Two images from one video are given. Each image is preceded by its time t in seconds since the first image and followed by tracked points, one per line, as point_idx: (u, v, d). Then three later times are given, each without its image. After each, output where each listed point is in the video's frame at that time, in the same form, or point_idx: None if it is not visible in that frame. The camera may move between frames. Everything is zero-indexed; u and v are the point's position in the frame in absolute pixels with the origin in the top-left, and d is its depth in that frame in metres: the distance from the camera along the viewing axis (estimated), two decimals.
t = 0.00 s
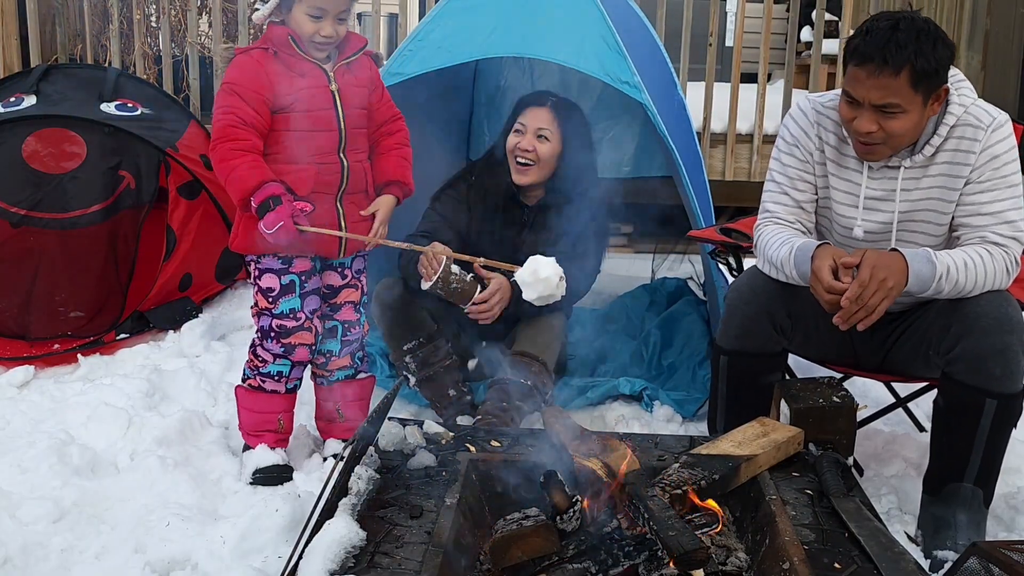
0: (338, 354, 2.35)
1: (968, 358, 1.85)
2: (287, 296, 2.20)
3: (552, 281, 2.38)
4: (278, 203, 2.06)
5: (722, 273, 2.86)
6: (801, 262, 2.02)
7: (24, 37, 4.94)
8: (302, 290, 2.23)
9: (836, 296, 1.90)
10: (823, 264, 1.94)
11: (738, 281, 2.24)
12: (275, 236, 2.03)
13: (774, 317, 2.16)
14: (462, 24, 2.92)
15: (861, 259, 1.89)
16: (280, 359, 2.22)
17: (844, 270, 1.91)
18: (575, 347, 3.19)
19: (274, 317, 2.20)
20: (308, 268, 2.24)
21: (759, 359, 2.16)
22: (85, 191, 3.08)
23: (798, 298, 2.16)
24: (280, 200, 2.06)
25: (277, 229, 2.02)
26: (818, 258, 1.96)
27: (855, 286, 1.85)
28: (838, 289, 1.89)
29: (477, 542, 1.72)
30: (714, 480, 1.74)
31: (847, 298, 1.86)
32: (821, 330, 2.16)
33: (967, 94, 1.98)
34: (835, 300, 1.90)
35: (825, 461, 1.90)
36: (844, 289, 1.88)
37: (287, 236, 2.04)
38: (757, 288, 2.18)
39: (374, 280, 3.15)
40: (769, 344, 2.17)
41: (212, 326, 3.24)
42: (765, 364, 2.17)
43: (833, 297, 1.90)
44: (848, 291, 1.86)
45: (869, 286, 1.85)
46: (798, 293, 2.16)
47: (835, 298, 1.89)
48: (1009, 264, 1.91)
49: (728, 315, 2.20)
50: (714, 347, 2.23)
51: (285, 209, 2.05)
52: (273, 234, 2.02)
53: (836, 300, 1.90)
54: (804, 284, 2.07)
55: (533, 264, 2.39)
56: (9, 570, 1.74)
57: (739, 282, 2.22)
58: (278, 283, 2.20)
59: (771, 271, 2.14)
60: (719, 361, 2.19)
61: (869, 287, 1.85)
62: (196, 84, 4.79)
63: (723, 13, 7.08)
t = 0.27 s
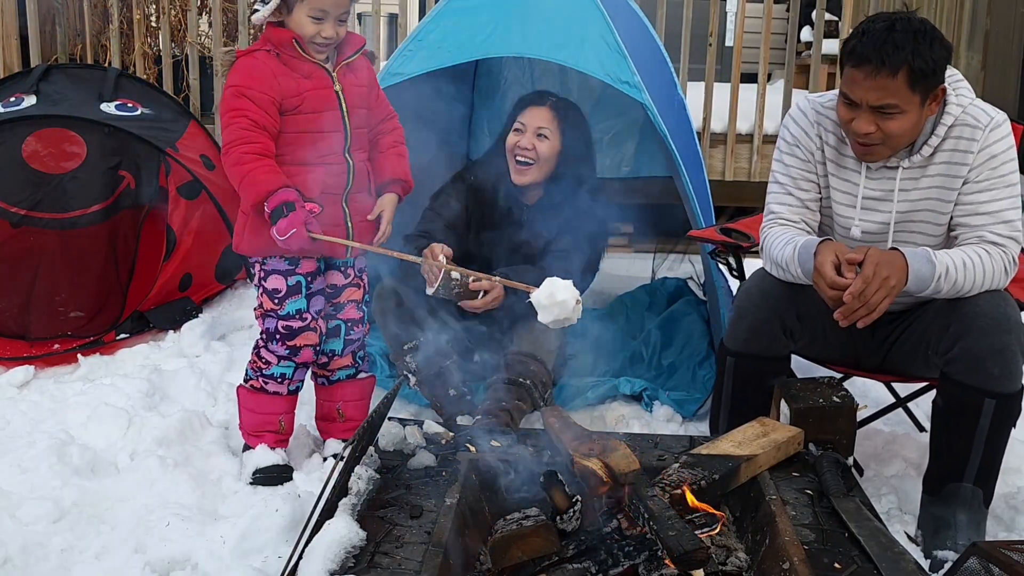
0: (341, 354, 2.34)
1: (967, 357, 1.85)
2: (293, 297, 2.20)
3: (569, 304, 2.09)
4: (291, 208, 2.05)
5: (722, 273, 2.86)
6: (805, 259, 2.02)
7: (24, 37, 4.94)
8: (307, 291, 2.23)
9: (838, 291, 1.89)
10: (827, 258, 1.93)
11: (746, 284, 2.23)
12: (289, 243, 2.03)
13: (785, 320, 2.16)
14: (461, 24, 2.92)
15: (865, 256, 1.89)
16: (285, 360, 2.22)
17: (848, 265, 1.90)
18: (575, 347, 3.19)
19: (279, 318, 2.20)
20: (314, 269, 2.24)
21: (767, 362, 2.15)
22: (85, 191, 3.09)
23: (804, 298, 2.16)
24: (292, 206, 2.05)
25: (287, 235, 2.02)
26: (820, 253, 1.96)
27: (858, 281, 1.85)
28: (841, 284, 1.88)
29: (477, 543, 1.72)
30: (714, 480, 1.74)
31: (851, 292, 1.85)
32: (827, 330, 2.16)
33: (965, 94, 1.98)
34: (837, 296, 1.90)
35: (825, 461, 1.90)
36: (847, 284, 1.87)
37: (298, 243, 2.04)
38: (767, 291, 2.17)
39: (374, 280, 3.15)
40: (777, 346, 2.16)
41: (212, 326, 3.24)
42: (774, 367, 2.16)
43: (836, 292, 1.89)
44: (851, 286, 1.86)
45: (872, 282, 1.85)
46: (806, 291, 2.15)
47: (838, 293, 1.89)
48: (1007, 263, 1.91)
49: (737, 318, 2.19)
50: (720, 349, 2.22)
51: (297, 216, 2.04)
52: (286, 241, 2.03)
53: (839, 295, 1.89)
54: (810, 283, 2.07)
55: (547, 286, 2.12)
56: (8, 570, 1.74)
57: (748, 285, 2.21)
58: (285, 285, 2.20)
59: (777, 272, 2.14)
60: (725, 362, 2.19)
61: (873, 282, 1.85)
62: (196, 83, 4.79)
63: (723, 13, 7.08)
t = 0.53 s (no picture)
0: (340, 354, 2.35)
1: (967, 357, 1.85)
2: (293, 297, 2.20)
3: (572, 323, 2.12)
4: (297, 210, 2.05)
5: (722, 274, 2.86)
6: (806, 258, 2.02)
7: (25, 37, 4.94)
8: (308, 291, 2.23)
9: (839, 291, 1.89)
10: (828, 258, 1.93)
11: (748, 287, 2.24)
12: (296, 246, 2.04)
13: (787, 322, 2.16)
14: (461, 25, 2.92)
15: (866, 256, 1.89)
16: (286, 360, 2.22)
17: (849, 265, 1.90)
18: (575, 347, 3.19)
19: (279, 318, 2.20)
20: (314, 269, 2.23)
21: (767, 362, 2.15)
22: (85, 191, 3.08)
23: (806, 298, 2.16)
24: (298, 209, 2.05)
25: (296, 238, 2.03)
26: (821, 253, 1.96)
27: (860, 280, 1.85)
28: (842, 283, 1.88)
29: (477, 543, 1.72)
30: (714, 480, 1.74)
31: (852, 292, 1.85)
32: (828, 330, 2.16)
33: (964, 94, 1.98)
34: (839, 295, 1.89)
35: (825, 461, 1.90)
36: (849, 284, 1.87)
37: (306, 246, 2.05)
38: (769, 292, 2.17)
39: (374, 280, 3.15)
40: (778, 348, 2.15)
41: (212, 326, 3.24)
42: (775, 367, 2.15)
43: (837, 292, 1.89)
44: (853, 286, 1.85)
45: (873, 281, 1.85)
46: (807, 291, 2.15)
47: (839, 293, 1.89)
48: (1007, 263, 1.92)
49: (739, 318, 2.18)
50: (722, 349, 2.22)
51: (305, 220, 2.04)
52: (291, 244, 2.04)
53: (840, 295, 1.89)
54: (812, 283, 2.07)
55: (552, 306, 2.14)
56: (9, 570, 1.74)
57: (749, 286, 2.21)
58: (285, 285, 2.19)
59: (779, 273, 2.14)
60: (726, 363, 2.19)
61: (874, 281, 1.85)
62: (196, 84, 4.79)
63: (723, 13, 7.08)
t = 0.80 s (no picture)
0: (341, 354, 2.35)
1: (967, 357, 1.85)
2: (294, 297, 2.20)
3: (575, 320, 2.15)
4: (297, 207, 2.05)
5: (722, 274, 2.86)
6: (807, 258, 2.02)
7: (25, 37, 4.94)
8: (308, 291, 2.23)
9: (839, 292, 1.89)
10: (829, 258, 1.93)
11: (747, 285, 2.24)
12: (295, 244, 2.03)
13: (787, 321, 2.15)
14: (461, 25, 2.92)
15: (867, 256, 1.89)
16: (286, 360, 2.22)
17: (849, 265, 1.90)
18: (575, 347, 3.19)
19: (280, 318, 2.20)
20: (314, 270, 2.24)
21: (767, 362, 2.15)
22: (85, 191, 3.08)
23: (806, 298, 2.16)
24: (298, 207, 2.05)
25: (296, 234, 2.02)
26: (822, 252, 1.95)
27: (859, 280, 1.85)
28: (842, 284, 1.88)
29: (478, 542, 1.72)
30: (714, 480, 1.74)
31: (852, 292, 1.85)
32: (829, 330, 2.16)
33: (963, 94, 1.98)
34: (839, 296, 1.89)
35: (825, 461, 1.90)
36: (848, 284, 1.87)
37: (307, 244, 2.04)
38: (769, 292, 2.17)
39: (374, 280, 3.15)
40: (779, 348, 2.15)
41: (212, 326, 3.24)
42: (775, 367, 2.15)
43: (837, 292, 1.89)
44: (853, 286, 1.85)
45: (873, 281, 1.85)
46: (808, 291, 2.16)
47: (839, 293, 1.89)
48: (1008, 263, 1.92)
49: (738, 317, 2.19)
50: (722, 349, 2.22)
51: (305, 217, 2.04)
52: (293, 242, 2.03)
53: (840, 296, 1.89)
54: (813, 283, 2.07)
55: (556, 302, 2.16)
56: (9, 570, 1.74)
57: (750, 286, 2.21)
58: (286, 286, 2.20)
59: (779, 273, 2.14)
60: (726, 362, 2.19)
61: (874, 282, 1.84)
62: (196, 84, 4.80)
63: (723, 13, 7.08)
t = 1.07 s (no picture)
0: (340, 354, 2.35)
1: (969, 358, 1.86)
2: (293, 298, 2.20)
3: (581, 315, 2.15)
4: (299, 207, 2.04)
5: (722, 273, 2.86)
6: (801, 262, 2.02)
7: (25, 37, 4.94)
8: (308, 291, 2.23)
9: (836, 301, 1.90)
10: (825, 266, 1.93)
11: (739, 281, 2.25)
12: (298, 240, 2.02)
13: (775, 318, 2.16)
14: (461, 25, 2.92)
15: (862, 264, 1.89)
16: (286, 361, 2.22)
17: (846, 274, 1.90)
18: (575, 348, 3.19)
19: (279, 319, 2.19)
20: (314, 270, 2.23)
21: (757, 360, 2.17)
22: (85, 191, 3.08)
23: (796, 298, 2.16)
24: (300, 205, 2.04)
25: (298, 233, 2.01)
26: (818, 260, 1.96)
27: (855, 290, 1.86)
28: (839, 293, 1.89)
29: (478, 542, 1.72)
30: (714, 480, 1.74)
31: (849, 302, 1.86)
32: (821, 331, 2.16)
33: (964, 94, 1.97)
34: (836, 305, 1.90)
35: (825, 461, 1.90)
36: (844, 293, 1.88)
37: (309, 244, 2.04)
38: (757, 289, 2.17)
39: (374, 280, 3.15)
40: (768, 345, 2.17)
41: (212, 326, 3.24)
42: (765, 364, 2.18)
43: (834, 301, 1.90)
44: (849, 296, 1.86)
45: (869, 289, 1.85)
46: (798, 291, 2.15)
47: (837, 302, 1.89)
48: (1010, 264, 1.92)
49: (730, 315, 2.20)
50: (715, 346, 2.24)
51: (307, 216, 2.04)
52: (295, 238, 2.02)
53: (838, 305, 1.90)
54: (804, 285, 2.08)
55: (563, 296, 2.15)
56: (8, 570, 1.74)
57: (738, 282, 2.22)
58: (286, 286, 2.19)
59: (769, 272, 2.14)
60: (718, 360, 2.21)
61: (871, 290, 1.85)
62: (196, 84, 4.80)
63: (723, 13, 7.08)
